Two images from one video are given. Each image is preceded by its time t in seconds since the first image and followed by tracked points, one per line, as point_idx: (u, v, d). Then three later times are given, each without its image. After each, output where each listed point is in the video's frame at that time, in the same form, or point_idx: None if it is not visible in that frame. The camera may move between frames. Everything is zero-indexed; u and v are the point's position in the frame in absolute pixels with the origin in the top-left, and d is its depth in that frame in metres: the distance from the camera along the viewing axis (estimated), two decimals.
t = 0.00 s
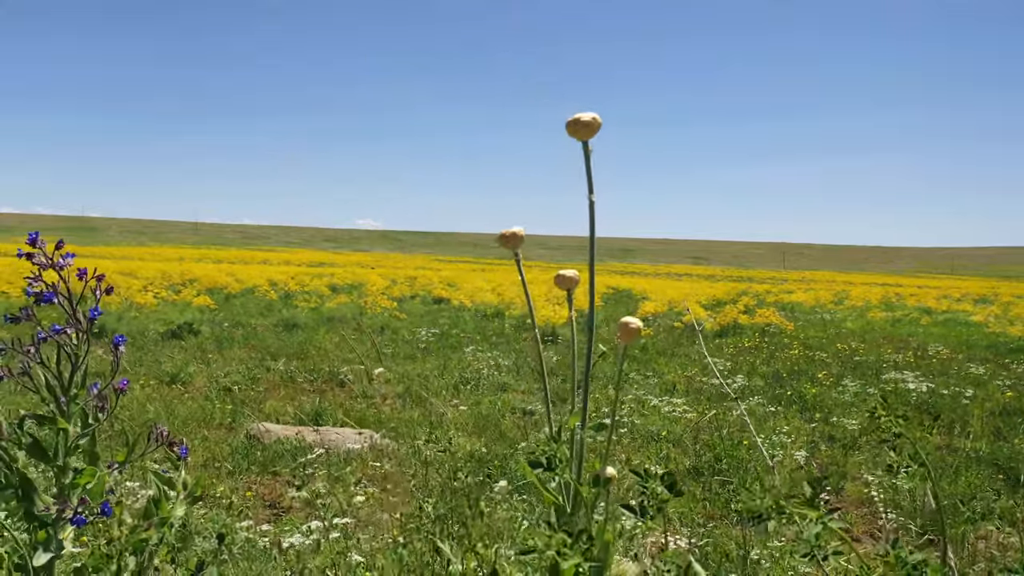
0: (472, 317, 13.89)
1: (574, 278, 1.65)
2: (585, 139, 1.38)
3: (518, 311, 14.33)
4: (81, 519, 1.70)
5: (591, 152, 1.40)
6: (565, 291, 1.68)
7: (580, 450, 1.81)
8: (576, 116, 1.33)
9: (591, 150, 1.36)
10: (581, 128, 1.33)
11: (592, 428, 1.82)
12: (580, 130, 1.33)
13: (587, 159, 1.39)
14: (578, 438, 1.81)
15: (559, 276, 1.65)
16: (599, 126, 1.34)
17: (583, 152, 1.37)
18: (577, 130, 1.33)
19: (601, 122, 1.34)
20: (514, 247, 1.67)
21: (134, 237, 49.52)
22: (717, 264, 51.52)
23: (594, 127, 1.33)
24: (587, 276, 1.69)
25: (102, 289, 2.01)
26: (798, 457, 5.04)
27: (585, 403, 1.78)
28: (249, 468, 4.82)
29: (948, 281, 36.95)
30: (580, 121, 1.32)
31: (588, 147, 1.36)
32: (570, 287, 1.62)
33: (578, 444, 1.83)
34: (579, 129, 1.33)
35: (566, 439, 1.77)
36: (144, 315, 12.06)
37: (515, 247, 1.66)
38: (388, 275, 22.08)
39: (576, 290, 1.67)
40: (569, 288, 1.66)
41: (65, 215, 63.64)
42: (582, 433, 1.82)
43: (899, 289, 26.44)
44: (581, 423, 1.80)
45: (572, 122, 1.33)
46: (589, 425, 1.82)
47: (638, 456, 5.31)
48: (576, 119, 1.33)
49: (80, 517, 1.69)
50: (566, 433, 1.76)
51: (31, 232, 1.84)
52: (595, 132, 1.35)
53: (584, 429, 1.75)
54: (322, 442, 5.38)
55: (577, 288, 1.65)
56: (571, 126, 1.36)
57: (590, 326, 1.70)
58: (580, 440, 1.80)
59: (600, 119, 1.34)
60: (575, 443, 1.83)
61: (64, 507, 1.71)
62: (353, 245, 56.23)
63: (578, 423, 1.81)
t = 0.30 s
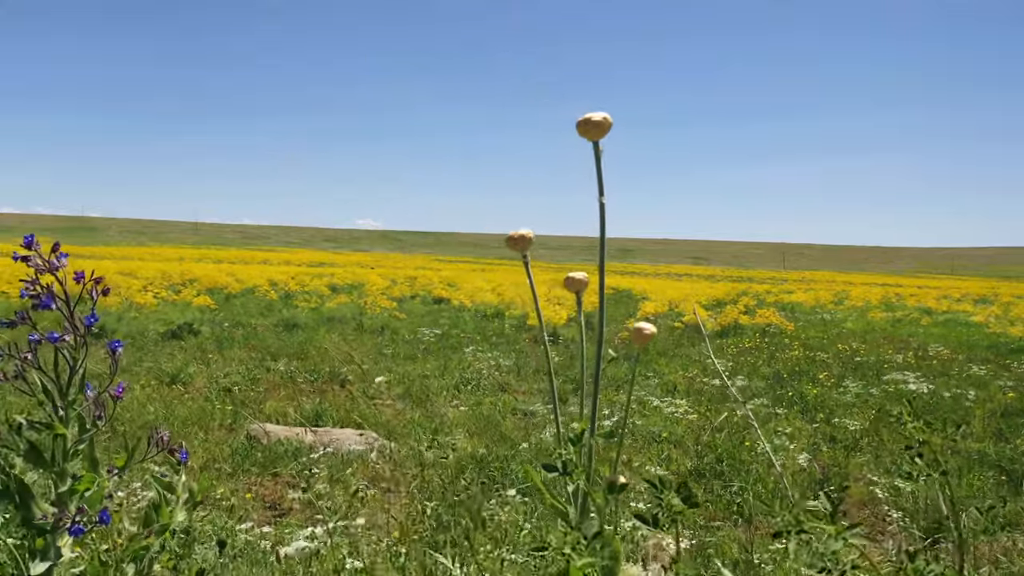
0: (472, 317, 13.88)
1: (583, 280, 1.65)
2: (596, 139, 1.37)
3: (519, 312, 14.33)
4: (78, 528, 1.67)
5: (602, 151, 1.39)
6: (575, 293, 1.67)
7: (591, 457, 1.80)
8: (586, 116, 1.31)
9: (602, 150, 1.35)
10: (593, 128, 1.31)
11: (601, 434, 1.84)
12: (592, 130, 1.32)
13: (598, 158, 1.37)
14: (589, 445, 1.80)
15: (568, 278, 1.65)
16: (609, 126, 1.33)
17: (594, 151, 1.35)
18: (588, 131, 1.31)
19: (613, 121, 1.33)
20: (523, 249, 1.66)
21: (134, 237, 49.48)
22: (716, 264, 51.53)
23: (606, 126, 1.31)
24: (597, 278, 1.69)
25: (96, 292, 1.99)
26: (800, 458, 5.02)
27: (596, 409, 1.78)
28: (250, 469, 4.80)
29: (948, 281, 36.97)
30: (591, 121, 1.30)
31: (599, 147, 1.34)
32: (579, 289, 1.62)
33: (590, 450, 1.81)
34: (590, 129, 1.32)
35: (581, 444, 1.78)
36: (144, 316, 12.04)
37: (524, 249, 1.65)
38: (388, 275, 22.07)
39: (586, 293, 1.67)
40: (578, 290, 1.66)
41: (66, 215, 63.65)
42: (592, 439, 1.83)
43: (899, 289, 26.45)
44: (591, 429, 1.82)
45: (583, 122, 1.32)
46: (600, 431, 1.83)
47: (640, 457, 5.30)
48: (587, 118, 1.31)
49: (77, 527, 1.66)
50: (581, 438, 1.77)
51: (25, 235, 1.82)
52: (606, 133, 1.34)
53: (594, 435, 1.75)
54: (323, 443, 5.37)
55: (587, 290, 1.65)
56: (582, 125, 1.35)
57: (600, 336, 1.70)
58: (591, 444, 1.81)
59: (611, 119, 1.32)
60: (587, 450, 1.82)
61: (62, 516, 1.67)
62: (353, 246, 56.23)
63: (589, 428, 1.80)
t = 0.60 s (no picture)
0: (471, 317, 13.87)
1: (578, 287, 1.63)
2: (591, 144, 1.35)
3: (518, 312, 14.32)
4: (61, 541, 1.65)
5: (597, 157, 1.37)
6: (569, 301, 1.65)
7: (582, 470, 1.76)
8: (581, 121, 1.29)
9: (596, 156, 1.33)
10: (588, 133, 1.29)
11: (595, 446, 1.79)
12: (586, 135, 1.29)
13: (593, 164, 1.35)
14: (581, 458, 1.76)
15: (563, 286, 1.63)
16: (604, 131, 1.30)
17: (589, 157, 1.33)
18: (584, 135, 1.29)
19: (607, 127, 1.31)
20: (516, 257, 1.65)
21: (134, 237, 49.45)
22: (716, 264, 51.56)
23: (601, 131, 1.29)
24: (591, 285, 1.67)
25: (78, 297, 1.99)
26: (800, 461, 5.01)
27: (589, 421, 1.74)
28: (248, 471, 4.78)
29: (947, 282, 37.00)
30: (587, 126, 1.28)
31: (594, 153, 1.32)
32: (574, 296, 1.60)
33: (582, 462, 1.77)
34: (586, 134, 1.29)
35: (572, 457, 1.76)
36: (143, 316, 12.03)
37: (517, 256, 1.63)
38: (387, 275, 22.06)
39: (580, 300, 1.65)
40: (572, 297, 1.64)
41: (65, 215, 63.62)
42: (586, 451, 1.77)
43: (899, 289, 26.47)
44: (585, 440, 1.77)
45: (578, 126, 1.29)
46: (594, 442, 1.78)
47: (639, 459, 5.28)
48: (583, 123, 1.29)
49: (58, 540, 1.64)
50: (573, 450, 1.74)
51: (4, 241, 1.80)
52: (601, 137, 1.31)
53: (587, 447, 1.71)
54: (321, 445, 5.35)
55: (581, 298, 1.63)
56: (577, 131, 1.33)
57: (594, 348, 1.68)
58: (584, 457, 1.75)
59: (606, 124, 1.30)
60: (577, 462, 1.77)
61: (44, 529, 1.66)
62: (353, 245, 56.26)
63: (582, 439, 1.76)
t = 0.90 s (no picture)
0: (470, 317, 13.88)
1: (562, 289, 1.63)
2: (576, 145, 1.34)
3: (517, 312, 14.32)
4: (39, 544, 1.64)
5: (581, 157, 1.36)
6: (552, 303, 1.65)
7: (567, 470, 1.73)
8: (565, 121, 1.28)
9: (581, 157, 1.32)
10: (572, 133, 1.28)
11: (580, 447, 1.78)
12: (571, 135, 1.28)
13: (577, 165, 1.34)
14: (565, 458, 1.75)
15: (547, 288, 1.62)
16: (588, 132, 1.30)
17: (573, 157, 1.32)
18: (568, 136, 1.28)
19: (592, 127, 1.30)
20: (498, 258, 1.65)
21: (133, 237, 49.44)
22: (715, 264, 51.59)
23: (585, 132, 1.28)
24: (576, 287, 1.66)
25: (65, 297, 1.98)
26: (797, 461, 5.01)
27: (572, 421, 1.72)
28: (244, 471, 4.78)
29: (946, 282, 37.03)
30: (570, 126, 1.27)
31: (578, 153, 1.31)
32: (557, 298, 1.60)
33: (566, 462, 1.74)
34: (569, 134, 1.28)
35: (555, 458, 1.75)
36: (142, 316, 12.03)
37: (499, 258, 1.64)
38: (386, 275, 22.05)
39: (564, 301, 1.65)
40: (556, 299, 1.63)
41: (65, 215, 63.62)
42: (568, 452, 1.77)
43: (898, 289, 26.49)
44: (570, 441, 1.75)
45: (563, 126, 1.28)
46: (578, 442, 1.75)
47: (636, 460, 5.28)
48: (566, 123, 1.28)
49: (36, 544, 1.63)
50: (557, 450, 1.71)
51: None
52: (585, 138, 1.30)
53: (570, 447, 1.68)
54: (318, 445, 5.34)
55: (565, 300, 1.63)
56: (562, 131, 1.32)
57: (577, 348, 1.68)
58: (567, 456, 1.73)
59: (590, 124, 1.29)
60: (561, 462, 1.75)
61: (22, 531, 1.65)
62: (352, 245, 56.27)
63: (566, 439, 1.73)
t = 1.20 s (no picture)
0: (468, 317, 13.89)
1: (538, 292, 1.63)
2: (545, 148, 1.34)
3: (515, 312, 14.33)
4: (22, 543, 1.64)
5: (551, 161, 1.36)
6: (529, 305, 1.66)
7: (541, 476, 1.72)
8: (534, 125, 1.28)
9: (550, 161, 1.32)
10: (539, 137, 1.28)
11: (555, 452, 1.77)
12: (538, 139, 1.29)
13: (547, 168, 1.34)
14: (540, 462, 1.73)
15: (523, 290, 1.63)
16: (555, 136, 1.30)
17: (542, 161, 1.33)
18: (536, 140, 1.28)
19: (560, 131, 1.30)
20: (472, 263, 1.66)
21: (133, 237, 49.46)
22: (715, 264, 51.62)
23: (552, 136, 1.28)
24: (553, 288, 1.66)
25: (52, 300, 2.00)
26: (792, 462, 5.02)
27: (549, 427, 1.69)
28: (240, 471, 4.79)
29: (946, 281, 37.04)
30: (538, 130, 1.27)
31: (545, 157, 1.31)
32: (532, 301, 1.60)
33: (541, 465, 1.73)
34: (537, 138, 1.29)
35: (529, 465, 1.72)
36: (140, 316, 12.05)
37: (473, 262, 1.65)
38: (385, 275, 22.06)
39: (541, 304, 1.65)
40: (532, 302, 1.64)
41: (65, 216, 63.64)
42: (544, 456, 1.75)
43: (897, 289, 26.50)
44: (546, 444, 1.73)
45: (530, 131, 1.29)
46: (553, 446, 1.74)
47: (631, 460, 5.29)
48: (534, 127, 1.28)
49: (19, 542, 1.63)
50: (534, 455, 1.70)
51: None
52: (552, 142, 1.31)
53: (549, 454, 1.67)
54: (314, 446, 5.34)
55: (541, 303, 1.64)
56: (531, 134, 1.32)
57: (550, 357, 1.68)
58: (542, 460, 1.72)
59: (558, 128, 1.29)
60: (535, 466, 1.74)
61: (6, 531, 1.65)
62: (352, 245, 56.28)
63: (543, 443, 1.71)
